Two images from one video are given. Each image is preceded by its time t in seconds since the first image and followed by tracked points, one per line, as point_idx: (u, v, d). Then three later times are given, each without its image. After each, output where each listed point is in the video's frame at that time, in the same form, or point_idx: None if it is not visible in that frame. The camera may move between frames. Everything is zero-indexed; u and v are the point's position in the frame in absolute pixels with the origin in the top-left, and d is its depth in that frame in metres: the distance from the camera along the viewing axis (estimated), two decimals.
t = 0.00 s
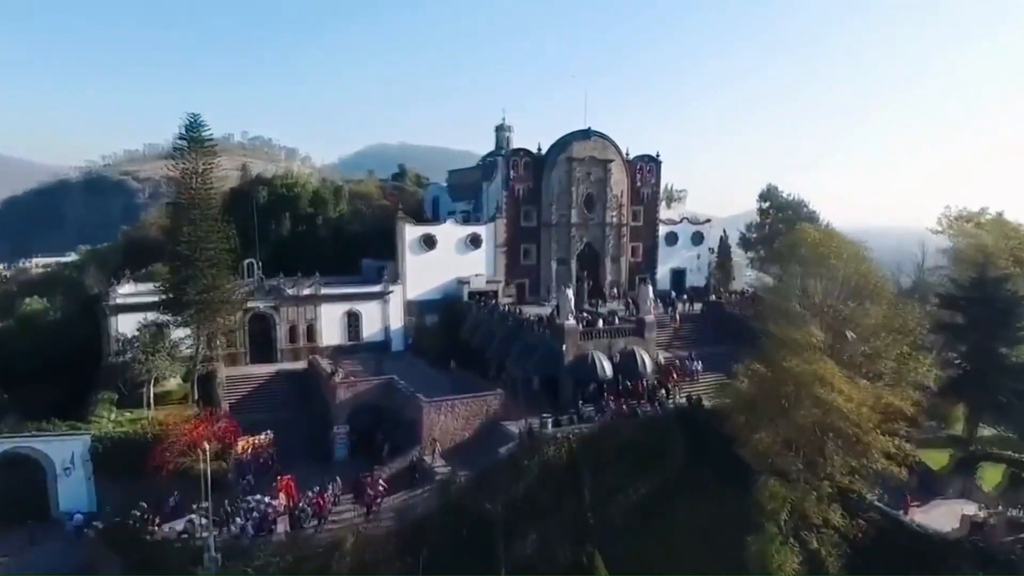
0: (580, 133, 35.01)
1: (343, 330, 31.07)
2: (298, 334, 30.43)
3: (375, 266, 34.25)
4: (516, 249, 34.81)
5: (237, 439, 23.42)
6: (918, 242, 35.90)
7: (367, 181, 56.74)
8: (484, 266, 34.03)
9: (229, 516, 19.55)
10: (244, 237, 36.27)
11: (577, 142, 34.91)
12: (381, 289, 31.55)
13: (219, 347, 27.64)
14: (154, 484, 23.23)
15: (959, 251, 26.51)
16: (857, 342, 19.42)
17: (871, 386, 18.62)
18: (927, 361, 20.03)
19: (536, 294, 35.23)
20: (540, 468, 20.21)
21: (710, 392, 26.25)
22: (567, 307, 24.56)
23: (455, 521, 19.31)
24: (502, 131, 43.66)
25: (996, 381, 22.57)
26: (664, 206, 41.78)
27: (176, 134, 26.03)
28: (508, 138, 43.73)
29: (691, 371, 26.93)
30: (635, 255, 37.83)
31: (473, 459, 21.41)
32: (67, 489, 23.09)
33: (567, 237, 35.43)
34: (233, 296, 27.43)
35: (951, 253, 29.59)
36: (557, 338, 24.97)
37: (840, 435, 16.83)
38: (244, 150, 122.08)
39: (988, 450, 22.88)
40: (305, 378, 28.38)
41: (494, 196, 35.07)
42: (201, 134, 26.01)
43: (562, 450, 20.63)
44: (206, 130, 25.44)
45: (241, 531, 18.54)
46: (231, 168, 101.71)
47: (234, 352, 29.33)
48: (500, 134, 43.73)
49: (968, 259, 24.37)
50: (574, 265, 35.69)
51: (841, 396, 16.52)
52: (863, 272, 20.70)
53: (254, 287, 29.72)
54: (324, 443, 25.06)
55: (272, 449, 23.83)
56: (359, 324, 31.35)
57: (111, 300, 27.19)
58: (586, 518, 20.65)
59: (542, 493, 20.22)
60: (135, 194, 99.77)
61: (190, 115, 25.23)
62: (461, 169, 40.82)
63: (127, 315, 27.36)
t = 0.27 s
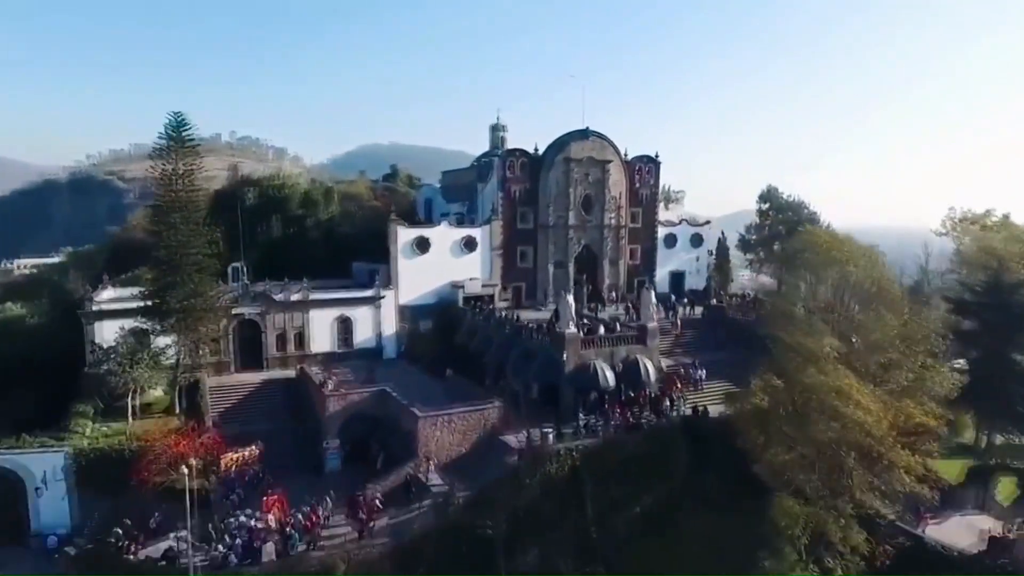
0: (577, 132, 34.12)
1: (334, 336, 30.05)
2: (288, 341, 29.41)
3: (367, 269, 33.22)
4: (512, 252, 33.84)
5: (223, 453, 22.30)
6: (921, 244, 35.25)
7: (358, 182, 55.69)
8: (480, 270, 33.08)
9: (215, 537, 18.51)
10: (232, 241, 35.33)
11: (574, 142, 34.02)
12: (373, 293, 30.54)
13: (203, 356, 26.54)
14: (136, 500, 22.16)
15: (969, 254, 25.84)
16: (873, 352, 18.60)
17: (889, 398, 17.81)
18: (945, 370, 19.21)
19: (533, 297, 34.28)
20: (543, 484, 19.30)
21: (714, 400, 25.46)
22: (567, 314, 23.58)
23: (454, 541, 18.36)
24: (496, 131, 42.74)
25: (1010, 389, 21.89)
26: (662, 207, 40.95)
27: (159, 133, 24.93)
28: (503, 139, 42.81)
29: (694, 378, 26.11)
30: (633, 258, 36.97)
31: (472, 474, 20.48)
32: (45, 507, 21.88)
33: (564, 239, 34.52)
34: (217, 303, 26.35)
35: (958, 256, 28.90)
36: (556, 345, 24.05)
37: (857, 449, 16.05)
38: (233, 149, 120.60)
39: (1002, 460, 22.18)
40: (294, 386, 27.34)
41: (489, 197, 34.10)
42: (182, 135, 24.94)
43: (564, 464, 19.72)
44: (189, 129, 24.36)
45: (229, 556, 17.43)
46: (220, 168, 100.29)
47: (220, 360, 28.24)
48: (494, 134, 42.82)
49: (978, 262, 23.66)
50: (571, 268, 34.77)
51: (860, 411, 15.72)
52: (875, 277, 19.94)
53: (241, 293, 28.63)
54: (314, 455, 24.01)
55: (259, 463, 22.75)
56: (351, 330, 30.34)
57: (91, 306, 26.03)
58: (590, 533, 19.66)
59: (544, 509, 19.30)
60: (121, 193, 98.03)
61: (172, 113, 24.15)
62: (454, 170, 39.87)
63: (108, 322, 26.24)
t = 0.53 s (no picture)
0: (574, 132, 33.18)
1: (324, 343, 28.97)
2: (276, 348, 28.30)
3: (359, 273, 32.03)
4: (508, 256, 32.84)
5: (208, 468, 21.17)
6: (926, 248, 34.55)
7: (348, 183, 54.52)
8: (475, 273, 32.06)
9: (197, 562, 17.38)
10: (218, 246, 34.33)
11: (572, 142, 33.08)
12: (365, 299, 29.45)
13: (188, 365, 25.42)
14: (116, 520, 21.00)
15: (981, 259, 25.16)
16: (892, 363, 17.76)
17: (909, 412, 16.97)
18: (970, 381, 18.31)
19: (530, 301, 33.32)
20: (546, 502, 18.36)
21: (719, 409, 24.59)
22: (568, 321, 22.59)
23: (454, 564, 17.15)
24: (491, 131, 41.76)
25: None
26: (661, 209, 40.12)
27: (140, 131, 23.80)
28: (497, 139, 41.83)
29: (698, 387, 25.22)
30: (632, 261, 36.07)
31: (471, 491, 19.51)
32: (14, 527, 20.25)
33: (561, 242, 33.57)
34: (201, 310, 25.23)
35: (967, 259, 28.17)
36: (557, 354, 23.08)
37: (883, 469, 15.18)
38: (221, 149, 118.93)
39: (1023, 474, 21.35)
40: (280, 404, 26.45)
41: (484, 199, 33.10)
42: (164, 134, 23.80)
43: (568, 481, 18.67)
44: (172, 126, 23.27)
45: None
46: (208, 168, 98.74)
47: (205, 369, 27.11)
48: (488, 134, 41.83)
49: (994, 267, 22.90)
50: (568, 272, 33.83)
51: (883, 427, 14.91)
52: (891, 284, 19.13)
53: (227, 299, 27.49)
54: (303, 471, 22.94)
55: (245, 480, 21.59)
56: (341, 337, 29.26)
57: (68, 313, 24.78)
58: (596, 551, 18.67)
59: (547, 527, 18.30)
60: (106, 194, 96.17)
61: (154, 110, 23.05)
62: (447, 171, 38.84)
63: (87, 330, 25.01)
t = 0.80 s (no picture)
0: (572, 133, 32.25)
1: (314, 351, 27.90)
2: (263, 357, 27.18)
3: (350, 278, 31.30)
4: (504, 260, 31.84)
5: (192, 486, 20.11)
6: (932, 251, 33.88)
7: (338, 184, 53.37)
8: (470, 278, 31.06)
9: None
10: (203, 250, 33.12)
11: (570, 143, 32.14)
12: (356, 305, 28.40)
13: (171, 375, 24.28)
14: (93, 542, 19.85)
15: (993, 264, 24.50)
16: (913, 376, 16.90)
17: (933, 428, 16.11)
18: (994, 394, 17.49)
19: (526, 307, 32.39)
20: (550, 523, 17.50)
21: (725, 420, 23.69)
22: (570, 331, 21.61)
23: None
24: (485, 131, 40.77)
25: None
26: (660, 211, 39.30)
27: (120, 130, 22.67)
28: (492, 139, 40.84)
29: (704, 397, 24.33)
30: (631, 265, 35.17)
31: (470, 511, 18.53)
32: None
33: (559, 246, 32.63)
34: (185, 318, 24.12)
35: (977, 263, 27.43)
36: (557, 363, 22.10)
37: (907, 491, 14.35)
38: (209, 148, 117.32)
39: None
40: (269, 416, 25.30)
41: (480, 201, 32.09)
42: (146, 133, 22.70)
43: (571, 501, 17.82)
44: (153, 125, 22.18)
45: None
46: (195, 168, 97.22)
47: (191, 378, 25.97)
48: (483, 134, 40.83)
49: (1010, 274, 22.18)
50: (566, 276, 32.90)
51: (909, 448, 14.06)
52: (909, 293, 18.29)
53: (212, 306, 26.36)
54: (293, 489, 21.87)
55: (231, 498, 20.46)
56: (332, 345, 28.19)
57: (44, 322, 23.60)
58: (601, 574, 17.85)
59: (550, 549, 17.46)
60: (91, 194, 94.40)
61: (135, 108, 21.94)
62: (441, 172, 37.80)
63: (64, 339, 23.84)
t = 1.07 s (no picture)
0: (571, 133, 31.39)
1: (305, 359, 26.91)
2: (252, 366, 26.17)
3: (342, 282, 30.48)
4: (501, 263, 30.93)
5: (177, 507, 19.22)
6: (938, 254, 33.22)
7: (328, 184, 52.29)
8: (466, 283, 30.14)
9: None
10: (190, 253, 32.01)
11: (568, 143, 31.28)
12: (349, 311, 27.43)
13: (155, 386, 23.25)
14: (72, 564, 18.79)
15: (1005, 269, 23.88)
16: (937, 389, 16.06)
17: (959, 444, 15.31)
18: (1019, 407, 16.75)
19: (524, 311, 31.53)
20: (556, 545, 16.63)
21: (732, 430, 22.91)
22: (572, 339, 20.71)
23: None
24: (480, 131, 39.84)
25: None
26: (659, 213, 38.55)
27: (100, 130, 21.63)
28: (487, 139, 39.91)
29: (709, 406, 23.55)
30: (630, 268, 34.37)
31: (470, 531, 17.65)
32: None
33: (558, 249, 31.76)
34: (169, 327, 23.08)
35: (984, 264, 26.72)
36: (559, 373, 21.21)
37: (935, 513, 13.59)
38: (198, 148, 115.81)
39: None
40: (257, 428, 24.28)
41: (476, 203, 31.17)
42: (126, 133, 21.57)
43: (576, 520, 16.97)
44: (134, 124, 21.17)
45: None
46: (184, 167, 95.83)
47: (176, 389, 24.96)
48: (477, 134, 39.89)
49: None
50: (565, 280, 32.05)
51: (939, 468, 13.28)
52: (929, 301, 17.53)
53: (197, 313, 25.29)
54: (283, 505, 20.89)
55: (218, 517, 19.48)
56: (324, 353, 27.21)
57: (21, 331, 22.51)
58: None
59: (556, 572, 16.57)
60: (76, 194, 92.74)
61: (116, 106, 20.92)
62: (435, 173, 36.85)
63: (43, 349, 22.76)
